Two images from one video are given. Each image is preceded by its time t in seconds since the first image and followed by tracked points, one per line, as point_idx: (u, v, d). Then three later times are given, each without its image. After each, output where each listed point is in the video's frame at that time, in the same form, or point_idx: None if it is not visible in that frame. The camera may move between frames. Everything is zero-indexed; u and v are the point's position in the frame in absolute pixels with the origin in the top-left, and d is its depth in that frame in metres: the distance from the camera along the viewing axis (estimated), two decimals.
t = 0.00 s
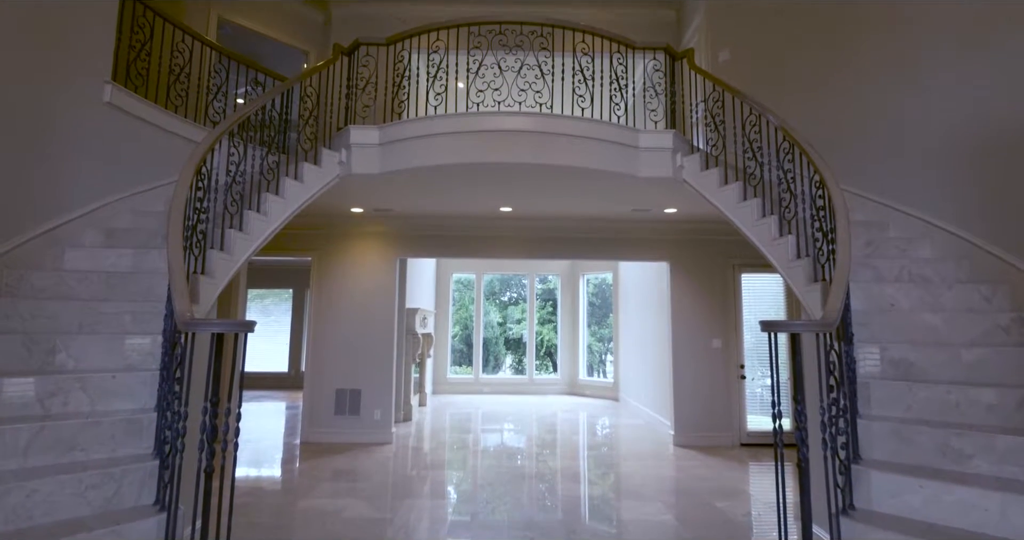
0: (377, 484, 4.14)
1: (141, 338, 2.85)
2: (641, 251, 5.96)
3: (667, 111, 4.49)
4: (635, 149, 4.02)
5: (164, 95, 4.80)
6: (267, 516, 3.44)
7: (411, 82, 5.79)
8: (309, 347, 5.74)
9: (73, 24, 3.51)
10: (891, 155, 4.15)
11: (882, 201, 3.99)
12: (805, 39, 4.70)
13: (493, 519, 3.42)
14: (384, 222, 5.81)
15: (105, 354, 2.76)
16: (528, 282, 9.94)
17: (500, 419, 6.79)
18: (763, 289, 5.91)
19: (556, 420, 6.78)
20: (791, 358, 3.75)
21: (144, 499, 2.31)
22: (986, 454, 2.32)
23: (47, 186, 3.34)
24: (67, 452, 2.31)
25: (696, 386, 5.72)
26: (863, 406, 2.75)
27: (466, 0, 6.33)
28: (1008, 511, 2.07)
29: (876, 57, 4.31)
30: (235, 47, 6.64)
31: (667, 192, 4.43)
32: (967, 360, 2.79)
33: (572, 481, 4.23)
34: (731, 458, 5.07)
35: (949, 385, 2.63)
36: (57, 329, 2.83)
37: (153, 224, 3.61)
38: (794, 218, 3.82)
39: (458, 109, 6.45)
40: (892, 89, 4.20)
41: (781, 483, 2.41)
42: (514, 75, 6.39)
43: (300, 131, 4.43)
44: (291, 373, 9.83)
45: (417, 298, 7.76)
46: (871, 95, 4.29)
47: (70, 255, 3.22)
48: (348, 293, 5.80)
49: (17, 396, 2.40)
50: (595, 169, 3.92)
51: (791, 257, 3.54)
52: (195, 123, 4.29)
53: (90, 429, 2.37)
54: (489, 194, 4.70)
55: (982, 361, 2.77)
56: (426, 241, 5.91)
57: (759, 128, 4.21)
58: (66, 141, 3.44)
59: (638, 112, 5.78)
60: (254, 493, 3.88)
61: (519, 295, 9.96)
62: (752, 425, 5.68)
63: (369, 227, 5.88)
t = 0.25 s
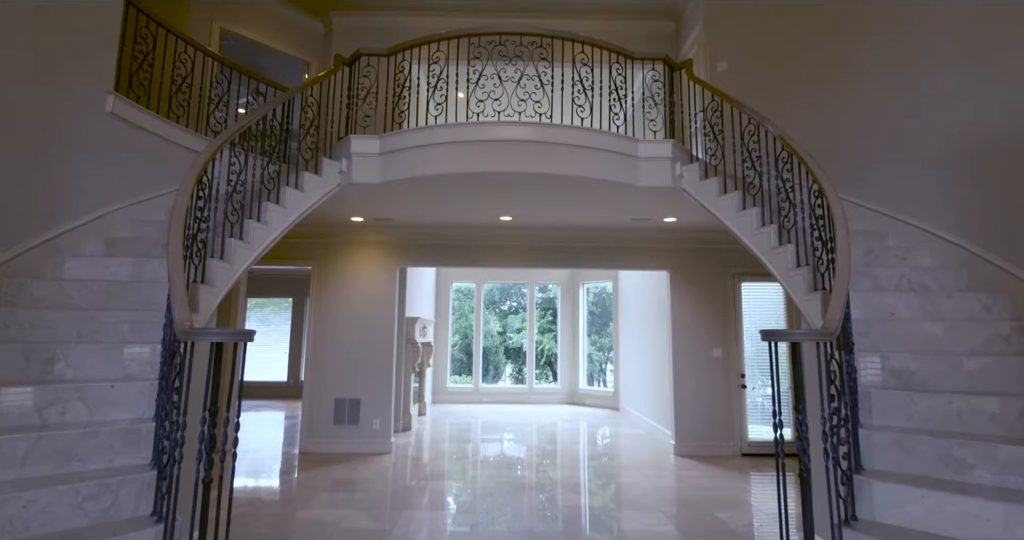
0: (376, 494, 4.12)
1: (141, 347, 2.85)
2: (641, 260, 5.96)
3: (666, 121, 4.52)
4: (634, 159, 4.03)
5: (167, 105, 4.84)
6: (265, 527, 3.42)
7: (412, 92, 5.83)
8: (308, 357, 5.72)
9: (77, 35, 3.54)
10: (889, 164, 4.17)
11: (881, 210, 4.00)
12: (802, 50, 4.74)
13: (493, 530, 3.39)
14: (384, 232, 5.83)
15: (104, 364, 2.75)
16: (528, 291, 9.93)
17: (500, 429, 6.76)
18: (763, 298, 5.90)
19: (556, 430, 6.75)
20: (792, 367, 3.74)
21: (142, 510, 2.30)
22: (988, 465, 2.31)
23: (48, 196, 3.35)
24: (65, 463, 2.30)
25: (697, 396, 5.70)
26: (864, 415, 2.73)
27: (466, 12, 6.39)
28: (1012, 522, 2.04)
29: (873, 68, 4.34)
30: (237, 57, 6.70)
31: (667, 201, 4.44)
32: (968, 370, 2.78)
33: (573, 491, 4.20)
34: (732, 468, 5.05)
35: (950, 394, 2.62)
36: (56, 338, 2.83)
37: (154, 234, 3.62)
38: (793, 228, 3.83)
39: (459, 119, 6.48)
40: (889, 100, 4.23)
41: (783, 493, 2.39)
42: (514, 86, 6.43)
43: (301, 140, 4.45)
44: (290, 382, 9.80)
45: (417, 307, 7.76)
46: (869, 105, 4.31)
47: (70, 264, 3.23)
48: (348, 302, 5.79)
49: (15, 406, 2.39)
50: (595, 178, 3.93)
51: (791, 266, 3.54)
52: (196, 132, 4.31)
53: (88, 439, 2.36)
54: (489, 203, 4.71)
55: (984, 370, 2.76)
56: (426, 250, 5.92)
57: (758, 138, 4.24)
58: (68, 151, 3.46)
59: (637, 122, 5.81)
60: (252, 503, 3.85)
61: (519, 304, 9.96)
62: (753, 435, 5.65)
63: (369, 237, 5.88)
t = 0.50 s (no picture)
0: (375, 505, 4.09)
1: (139, 356, 2.87)
2: (641, 269, 5.96)
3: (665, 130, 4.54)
4: (634, 168, 4.05)
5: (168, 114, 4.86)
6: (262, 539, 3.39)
7: (412, 102, 5.87)
8: (308, 366, 5.70)
9: (80, 45, 3.57)
10: (888, 173, 4.18)
11: (880, 219, 4.01)
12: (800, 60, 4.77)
13: None
14: (384, 241, 5.84)
15: (103, 372, 2.74)
16: (528, 300, 9.93)
17: (500, 439, 6.72)
18: (763, 307, 5.90)
19: (557, 440, 6.72)
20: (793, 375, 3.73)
21: (139, 520, 2.27)
22: (992, 474, 2.29)
23: (49, 204, 3.35)
24: (61, 473, 2.28)
25: (698, 405, 5.68)
26: (866, 425, 2.72)
27: (466, 23, 6.44)
28: (1017, 532, 2.03)
29: (870, 78, 4.37)
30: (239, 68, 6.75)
31: (666, 210, 4.46)
32: (970, 379, 2.77)
33: (573, 502, 4.17)
34: (734, 478, 5.01)
35: (952, 403, 2.61)
36: (55, 347, 2.82)
37: (154, 242, 3.62)
38: (792, 236, 3.83)
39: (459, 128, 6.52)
40: (887, 108, 4.26)
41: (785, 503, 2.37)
42: (514, 95, 6.47)
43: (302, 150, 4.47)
44: (289, 391, 9.76)
45: (417, 316, 7.75)
46: (867, 114, 4.34)
47: (70, 272, 3.23)
48: (347, 311, 5.79)
49: (12, 415, 2.38)
50: (594, 187, 3.94)
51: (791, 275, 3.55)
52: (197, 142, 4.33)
53: (85, 449, 2.35)
54: (489, 212, 4.72)
55: (985, 379, 2.75)
56: (426, 259, 5.92)
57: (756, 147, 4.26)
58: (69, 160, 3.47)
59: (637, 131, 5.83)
60: (250, 514, 3.82)
61: (519, 313, 9.95)
62: (754, 444, 5.62)
63: (369, 246, 5.89)
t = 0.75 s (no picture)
0: (374, 515, 4.06)
1: (138, 365, 2.85)
2: (641, 277, 5.97)
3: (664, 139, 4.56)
4: (633, 176, 4.06)
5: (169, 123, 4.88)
6: None
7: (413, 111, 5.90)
8: (307, 375, 5.68)
9: (83, 55, 3.59)
10: (886, 181, 4.20)
11: (878, 228, 4.02)
12: (798, 69, 4.80)
13: None
14: (384, 249, 5.84)
15: (102, 382, 2.74)
16: (528, 308, 9.92)
17: (500, 448, 6.69)
18: (763, 315, 5.90)
19: (557, 449, 6.68)
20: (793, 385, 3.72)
21: (136, 531, 2.25)
22: (994, 484, 2.28)
23: (50, 213, 3.36)
24: (58, 482, 2.27)
25: (698, 414, 5.66)
26: (867, 434, 2.71)
27: (466, 33, 6.49)
28: None
29: (868, 87, 4.39)
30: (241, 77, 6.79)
31: (666, 218, 4.47)
32: (971, 388, 2.76)
33: (574, 512, 4.14)
34: (735, 488, 4.98)
35: (953, 412, 2.60)
36: (54, 356, 2.81)
37: (154, 251, 3.62)
38: (792, 245, 3.84)
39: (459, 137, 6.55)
40: (885, 118, 4.28)
41: (786, 513, 2.35)
42: (514, 104, 6.51)
43: (302, 158, 4.49)
44: (288, 400, 9.72)
45: (416, 324, 7.74)
46: (865, 122, 4.36)
47: (69, 281, 3.22)
48: (347, 319, 5.78)
49: (9, 424, 2.37)
50: (594, 196, 3.96)
51: (791, 283, 3.55)
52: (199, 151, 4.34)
53: (83, 458, 2.33)
54: (489, 221, 4.74)
55: (986, 387, 2.74)
56: (426, 267, 5.93)
57: (755, 157, 4.27)
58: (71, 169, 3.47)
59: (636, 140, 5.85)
60: (248, 525, 3.79)
61: (519, 321, 9.93)
62: (756, 454, 5.60)
63: (369, 254, 5.90)
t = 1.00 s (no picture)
0: (372, 525, 4.03)
1: (136, 374, 2.84)
2: (641, 285, 5.96)
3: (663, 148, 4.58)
4: (633, 185, 4.08)
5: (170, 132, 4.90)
6: None
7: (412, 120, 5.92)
8: (306, 383, 5.66)
9: (85, 64, 3.61)
10: (885, 190, 4.21)
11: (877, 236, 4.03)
12: (795, 78, 4.82)
13: None
14: (384, 257, 5.85)
15: (100, 391, 2.73)
16: (528, 316, 9.91)
17: (500, 457, 6.65)
18: (763, 323, 5.89)
19: (557, 458, 6.64)
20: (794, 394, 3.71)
21: None
22: (998, 494, 2.26)
23: (50, 222, 3.36)
24: (55, 492, 2.25)
25: (699, 422, 5.63)
26: (869, 442, 2.69)
27: (466, 43, 6.54)
28: None
29: (865, 96, 4.42)
30: (242, 86, 6.83)
31: (666, 226, 4.47)
32: (972, 395, 2.75)
33: (574, 522, 4.11)
34: (737, 498, 4.95)
35: (956, 420, 2.59)
36: (52, 364, 2.80)
37: (154, 259, 3.62)
38: (792, 253, 3.84)
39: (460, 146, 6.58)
40: (883, 126, 4.30)
41: (789, 523, 2.33)
42: (513, 113, 6.54)
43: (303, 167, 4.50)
44: (287, 409, 9.68)
45: (416, 332, 7.72)
46: (863, 131, 4.38)
47: (68, 289, 3.22)
48: (347, 327, 5.77)
49: (6, 434, 2.35)
50: (594, 204, 3.97)
51: (791, 291, 3.55)
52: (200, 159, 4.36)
53: (80, 468, 2.32)
54: (489, 229, 4.74)
55: (988, 396, 2.73)
56: (426, 275, 5.93)
57: (755, 165, 4.28)
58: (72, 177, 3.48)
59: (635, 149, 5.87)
60: (246, 535, 3.76)
61: (519, 329, 9.92)
62: (757, 463, 5.56)
63: (369, 261, 5.90)
